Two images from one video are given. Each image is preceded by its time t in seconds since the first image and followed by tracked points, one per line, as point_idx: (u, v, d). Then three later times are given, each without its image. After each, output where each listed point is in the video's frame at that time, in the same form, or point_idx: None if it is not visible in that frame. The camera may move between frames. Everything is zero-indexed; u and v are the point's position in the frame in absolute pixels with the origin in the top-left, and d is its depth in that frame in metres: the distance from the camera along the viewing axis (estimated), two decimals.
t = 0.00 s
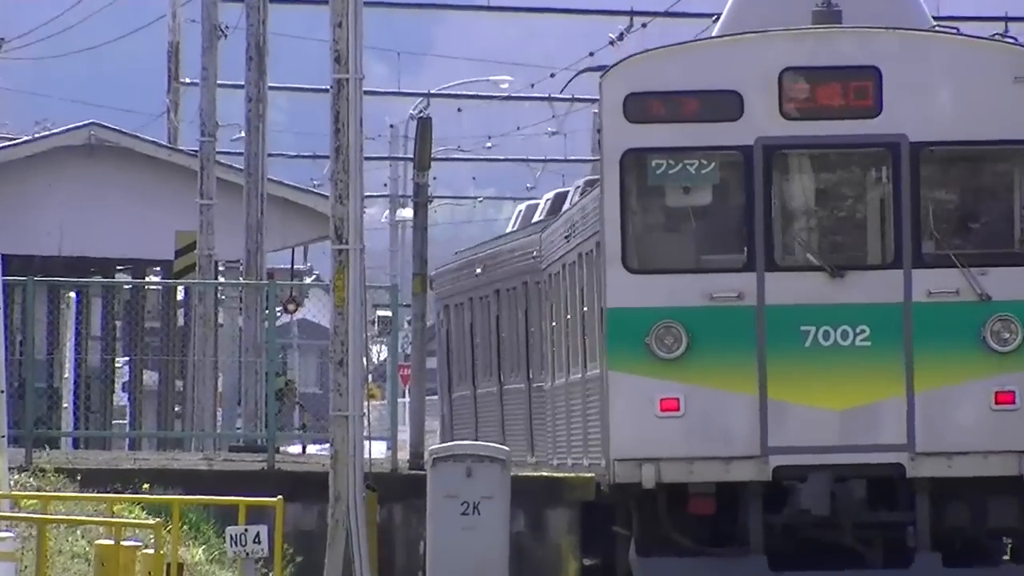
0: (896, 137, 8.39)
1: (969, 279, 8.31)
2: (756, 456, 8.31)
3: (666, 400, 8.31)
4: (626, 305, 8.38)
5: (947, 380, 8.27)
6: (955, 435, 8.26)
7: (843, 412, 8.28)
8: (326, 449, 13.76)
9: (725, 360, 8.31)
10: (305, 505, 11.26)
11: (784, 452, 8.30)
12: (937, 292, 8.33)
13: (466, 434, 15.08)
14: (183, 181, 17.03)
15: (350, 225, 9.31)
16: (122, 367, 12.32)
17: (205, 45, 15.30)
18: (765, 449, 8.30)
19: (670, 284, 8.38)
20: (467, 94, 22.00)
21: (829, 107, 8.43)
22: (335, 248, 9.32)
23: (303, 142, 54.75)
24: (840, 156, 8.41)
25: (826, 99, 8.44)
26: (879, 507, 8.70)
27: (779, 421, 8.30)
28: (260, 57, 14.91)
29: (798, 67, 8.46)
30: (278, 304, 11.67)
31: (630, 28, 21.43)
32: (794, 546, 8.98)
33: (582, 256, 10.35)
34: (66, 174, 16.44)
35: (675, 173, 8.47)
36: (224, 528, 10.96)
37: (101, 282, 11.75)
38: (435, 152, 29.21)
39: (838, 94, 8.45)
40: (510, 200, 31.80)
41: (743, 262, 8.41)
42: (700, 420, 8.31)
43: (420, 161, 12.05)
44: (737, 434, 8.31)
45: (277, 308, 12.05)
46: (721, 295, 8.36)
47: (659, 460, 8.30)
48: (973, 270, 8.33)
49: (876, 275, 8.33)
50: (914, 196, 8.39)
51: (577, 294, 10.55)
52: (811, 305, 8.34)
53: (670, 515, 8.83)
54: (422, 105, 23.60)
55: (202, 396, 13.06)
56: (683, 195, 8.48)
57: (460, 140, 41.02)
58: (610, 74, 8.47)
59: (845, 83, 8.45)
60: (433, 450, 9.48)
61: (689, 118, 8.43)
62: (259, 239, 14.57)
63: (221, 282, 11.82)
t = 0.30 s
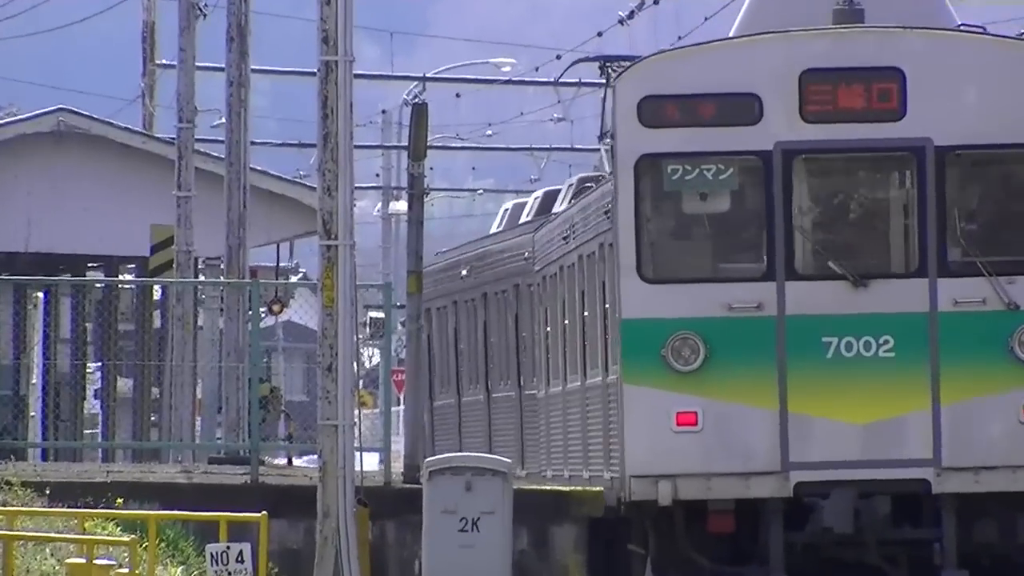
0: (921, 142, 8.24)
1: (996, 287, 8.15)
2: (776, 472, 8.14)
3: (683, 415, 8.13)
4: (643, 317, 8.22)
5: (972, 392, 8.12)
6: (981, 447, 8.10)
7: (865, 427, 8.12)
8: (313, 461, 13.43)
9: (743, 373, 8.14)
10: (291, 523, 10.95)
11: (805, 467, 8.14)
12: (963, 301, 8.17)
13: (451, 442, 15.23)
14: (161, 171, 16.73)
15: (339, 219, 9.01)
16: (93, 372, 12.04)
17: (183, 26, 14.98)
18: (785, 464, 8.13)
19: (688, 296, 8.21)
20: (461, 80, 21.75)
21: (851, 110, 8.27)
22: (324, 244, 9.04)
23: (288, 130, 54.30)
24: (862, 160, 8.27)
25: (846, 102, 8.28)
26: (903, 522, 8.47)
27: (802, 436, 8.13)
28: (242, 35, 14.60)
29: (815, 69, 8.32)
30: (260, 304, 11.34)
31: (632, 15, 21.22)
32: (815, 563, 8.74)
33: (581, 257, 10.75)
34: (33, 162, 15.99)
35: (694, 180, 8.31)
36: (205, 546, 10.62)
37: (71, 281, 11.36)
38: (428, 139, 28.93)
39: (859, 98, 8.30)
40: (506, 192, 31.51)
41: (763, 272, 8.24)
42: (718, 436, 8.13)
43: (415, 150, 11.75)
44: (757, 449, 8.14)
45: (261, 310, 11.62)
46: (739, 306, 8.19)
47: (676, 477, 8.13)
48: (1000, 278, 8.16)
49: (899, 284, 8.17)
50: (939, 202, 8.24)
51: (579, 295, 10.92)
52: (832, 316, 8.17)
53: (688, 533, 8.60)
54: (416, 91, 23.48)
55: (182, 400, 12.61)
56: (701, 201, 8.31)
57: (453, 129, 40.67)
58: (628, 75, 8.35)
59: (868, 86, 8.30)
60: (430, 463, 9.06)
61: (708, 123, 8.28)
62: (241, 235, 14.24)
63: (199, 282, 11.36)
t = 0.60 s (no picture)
0: (920, 155, 8.25)
1: (993, 294, 8.17)
2: (782, 472, 8.13)
3: (691, 418, 8.12)
4: (651, 323, 8.21)
5: (969, 397, 8.13)
6: (980, 451, 8.10)
7: (868, 428, 8.11)
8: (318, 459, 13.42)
9: (750, 376, 8.14)
10: (295, 522, 10.96)
11: (809, 467, 8.12)
12: (961, 307, 8.19)
13: (435, 444, 15.92)
14: (167, 172, 16.68)
15: (344, 219, 9.00)
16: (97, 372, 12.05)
17: (187, 25, 14.91)
18: (790, 465, 8.12)
19: (695, 303, 8.22)
20: (468, 80, 21.73)
21: (853, 124, 8.27)
22: (328, 243, 9.04)
23: (293, 130, 54.26)
24: (866, 172, 8.25)
25: (849, 116, 8.28)
26: (904, 522, 8.49)
27: (807, 438, 8.12)
28: (246, 35, 14.58)
29: (818, 86, 8.32)
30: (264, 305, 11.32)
31: (639, 14, 21.21)
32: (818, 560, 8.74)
33: (573, 264, 11.47)
34: (37, 163, 16.06)
35: (698, 192, 8.29)
36: (210, 545, 10.66)
37: (76, 281, 11.36)
38: (434, 139, 28.89)
39: (861, 111, 8.30)
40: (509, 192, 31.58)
41: (767, 279, 8.24)
42: (725, 438, 8.12)
43: (420, 149, 11.74)
44: (761, 450, 8.13)
45: (267, 310, 11.61)
46: (746, 312, 8.19)
47: (683, 478, 8.12)
48: (996, 285, 8.19)
49: (899, 291, 8.19)
50: (938, 213, 8.26)
51: (573, 301, 11.56)
52: (836, 322, 8.17)
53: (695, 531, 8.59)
54: (419, 90, 23.52)
55: (186, 400, 12.74)
56: (708, 214, 8.30)
57: (457, 128, 40.74)
58: (635, 90, 8.33)
59: (871, 101, 8.31)
60: (436, 461, 9.01)
61: (716, 136, 8.29)
62: (246, 235, 14.25)
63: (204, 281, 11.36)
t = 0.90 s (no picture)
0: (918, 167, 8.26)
1: (986, 301, 8.19)
2: (783, 472, 8.12)
3: (695, 420, 8.11)
4: (656, 330, 8.20)
5: (963, 399, 8.13)
6: (975, 452, 8.11)
7: (866, 430, 8.11)
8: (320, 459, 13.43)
9: (752, 381, 8.13)
10: (297, 521, 10.96)
11: (809, 468, 8.12)
12: (955, 313, 8.20)
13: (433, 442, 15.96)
14: (168, 172, 16.68)
15: (345, 219, 9.01)
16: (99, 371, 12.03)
17: (189, 24, 14.86)
18: (791, 466, 8.12)
19: (699, 308, 8.20)
20: (469, 80, 21.73)
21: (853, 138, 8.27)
22: (330, 243, 9.03)
23: (293, 128, 54.34)
24: (863, 184, 8.26)
25: (848, 129, 8.28)
26: (902, 520, 8.48)
27: (808, 440, 8.12)
28: (247, 33, 14.57)
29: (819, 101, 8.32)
30: (266, 304, 11.30)
31: (639, 14, 21.23)
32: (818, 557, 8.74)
33: (563, 268, 11.70)
34: (37, 162, 16.06)
35: (702, 203, 8.29)
36: (211, 544, 10.66)
37: (78, 278, 11.41)
38: (435, 138, 28.85)
39: (860, 125, 8.30)
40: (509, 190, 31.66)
41: (768, 287, 8.25)
42: (728, 440, 8.12)
43: (421, 148, 11.73)
44: (763, 452, 8.12)
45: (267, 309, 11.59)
46: (749, 318, 8.19)
47: (687, 478, 8.11)
48: (991, 293, 8.20)
49: (897, 298, 8.19)
50: (933, 222, 8.27)
51: (561, 304, 11.85)
52: (838, 329, 8.17)
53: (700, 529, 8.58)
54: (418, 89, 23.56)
55: (187, 399, 12.83)
56: (712, 226, 8.30)
57: (458, 127, 40.81)
58: (642, 105, 8.30)
59: (869, 114, 8.30)
60: (437, 461, 9.01)
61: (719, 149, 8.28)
62: (247, 234, 14.23)
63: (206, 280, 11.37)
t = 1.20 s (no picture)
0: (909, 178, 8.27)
1: (975, 307, 8.20)
2: (780, 472, 8.13)
3: (695, 421, 8.11)
4: (658, 333, 8.19)
5: (952, 400, 8.14)
6: (964, 452, 8.13)
7: (860, 431, 8.13)
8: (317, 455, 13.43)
9: (750, 383, 8.13)
10: (296, 520, 10.95)
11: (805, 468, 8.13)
12: (944, 318, 8.21)
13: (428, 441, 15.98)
14: (166, 171, 16.69)
15: (343, 218, 9.01)
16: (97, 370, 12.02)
17: (187, 24, 14.88)
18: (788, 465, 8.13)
19: (698, 312, 8.21)
20: (467, 80, 21.77)
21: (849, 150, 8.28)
22: (328, 242, 9.05)
23: (293, 128, 54.42)
24: (853, 194, 8.27)
25: (843, 141, 8.30)
26: (893, 516, 8.49)
27: (805, 442, 8.13)
28: (246, 32, 14.58)
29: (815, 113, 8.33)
30: (265, 302, 11.30)
31: (637, 14, 21.26)
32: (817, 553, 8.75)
33: (550, 272, 11.75)
34: (36, 161, 16.06)
35: (699, 211, 8.30)
36: (210, 543, 10.66)
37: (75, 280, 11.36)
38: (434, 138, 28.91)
39: (854, 136, 8.31)
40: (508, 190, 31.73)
41: (766, 292, 8.25)
42: (726, 441, 8.12)
43: (420, 147, 11.73)
44: (761, 453, 8.13)
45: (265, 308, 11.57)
46: (747, 322, 8.19)
47: (686, 477, 8.12)
48: (979, 299, 8.22)
49: (890, 302, 8.19)
50: (924, 232, 8.28)
51: (547, 309, 11.89)
52: (836, 333, 8.18)
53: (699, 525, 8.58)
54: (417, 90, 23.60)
55: (186, 399, 12.84)
56: (711, 232, 8.31)
57: (458, 126, 40.87)
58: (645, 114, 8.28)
59: (861, 125, 8.32)
60: (436, 461, 9.03)
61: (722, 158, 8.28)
62: (246, 233, 14.24)
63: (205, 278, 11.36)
